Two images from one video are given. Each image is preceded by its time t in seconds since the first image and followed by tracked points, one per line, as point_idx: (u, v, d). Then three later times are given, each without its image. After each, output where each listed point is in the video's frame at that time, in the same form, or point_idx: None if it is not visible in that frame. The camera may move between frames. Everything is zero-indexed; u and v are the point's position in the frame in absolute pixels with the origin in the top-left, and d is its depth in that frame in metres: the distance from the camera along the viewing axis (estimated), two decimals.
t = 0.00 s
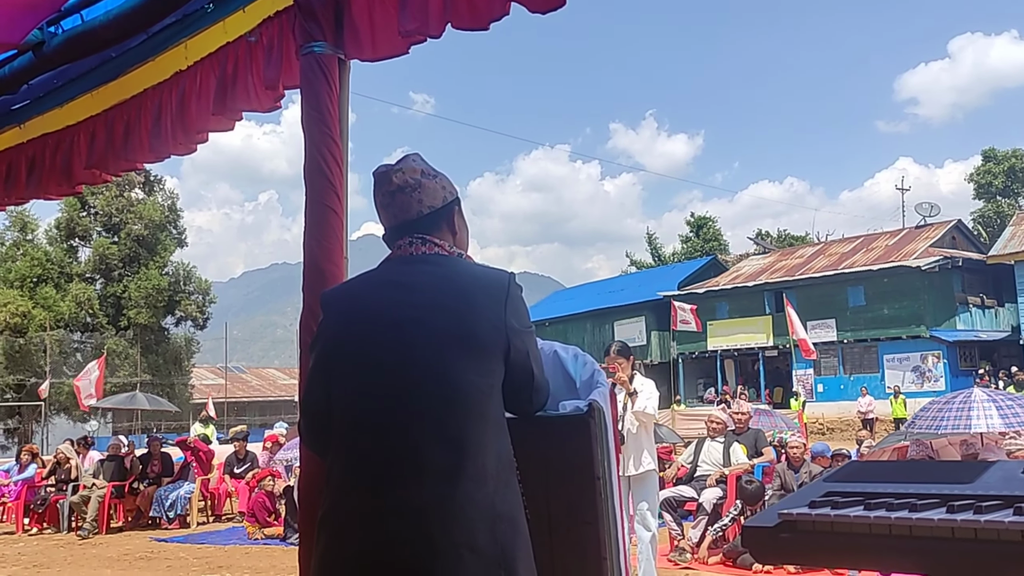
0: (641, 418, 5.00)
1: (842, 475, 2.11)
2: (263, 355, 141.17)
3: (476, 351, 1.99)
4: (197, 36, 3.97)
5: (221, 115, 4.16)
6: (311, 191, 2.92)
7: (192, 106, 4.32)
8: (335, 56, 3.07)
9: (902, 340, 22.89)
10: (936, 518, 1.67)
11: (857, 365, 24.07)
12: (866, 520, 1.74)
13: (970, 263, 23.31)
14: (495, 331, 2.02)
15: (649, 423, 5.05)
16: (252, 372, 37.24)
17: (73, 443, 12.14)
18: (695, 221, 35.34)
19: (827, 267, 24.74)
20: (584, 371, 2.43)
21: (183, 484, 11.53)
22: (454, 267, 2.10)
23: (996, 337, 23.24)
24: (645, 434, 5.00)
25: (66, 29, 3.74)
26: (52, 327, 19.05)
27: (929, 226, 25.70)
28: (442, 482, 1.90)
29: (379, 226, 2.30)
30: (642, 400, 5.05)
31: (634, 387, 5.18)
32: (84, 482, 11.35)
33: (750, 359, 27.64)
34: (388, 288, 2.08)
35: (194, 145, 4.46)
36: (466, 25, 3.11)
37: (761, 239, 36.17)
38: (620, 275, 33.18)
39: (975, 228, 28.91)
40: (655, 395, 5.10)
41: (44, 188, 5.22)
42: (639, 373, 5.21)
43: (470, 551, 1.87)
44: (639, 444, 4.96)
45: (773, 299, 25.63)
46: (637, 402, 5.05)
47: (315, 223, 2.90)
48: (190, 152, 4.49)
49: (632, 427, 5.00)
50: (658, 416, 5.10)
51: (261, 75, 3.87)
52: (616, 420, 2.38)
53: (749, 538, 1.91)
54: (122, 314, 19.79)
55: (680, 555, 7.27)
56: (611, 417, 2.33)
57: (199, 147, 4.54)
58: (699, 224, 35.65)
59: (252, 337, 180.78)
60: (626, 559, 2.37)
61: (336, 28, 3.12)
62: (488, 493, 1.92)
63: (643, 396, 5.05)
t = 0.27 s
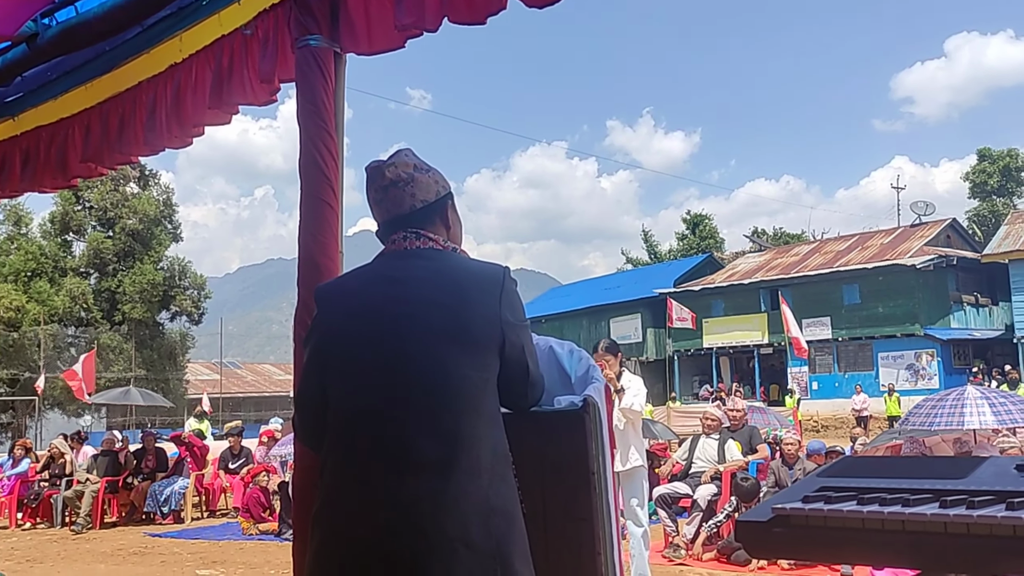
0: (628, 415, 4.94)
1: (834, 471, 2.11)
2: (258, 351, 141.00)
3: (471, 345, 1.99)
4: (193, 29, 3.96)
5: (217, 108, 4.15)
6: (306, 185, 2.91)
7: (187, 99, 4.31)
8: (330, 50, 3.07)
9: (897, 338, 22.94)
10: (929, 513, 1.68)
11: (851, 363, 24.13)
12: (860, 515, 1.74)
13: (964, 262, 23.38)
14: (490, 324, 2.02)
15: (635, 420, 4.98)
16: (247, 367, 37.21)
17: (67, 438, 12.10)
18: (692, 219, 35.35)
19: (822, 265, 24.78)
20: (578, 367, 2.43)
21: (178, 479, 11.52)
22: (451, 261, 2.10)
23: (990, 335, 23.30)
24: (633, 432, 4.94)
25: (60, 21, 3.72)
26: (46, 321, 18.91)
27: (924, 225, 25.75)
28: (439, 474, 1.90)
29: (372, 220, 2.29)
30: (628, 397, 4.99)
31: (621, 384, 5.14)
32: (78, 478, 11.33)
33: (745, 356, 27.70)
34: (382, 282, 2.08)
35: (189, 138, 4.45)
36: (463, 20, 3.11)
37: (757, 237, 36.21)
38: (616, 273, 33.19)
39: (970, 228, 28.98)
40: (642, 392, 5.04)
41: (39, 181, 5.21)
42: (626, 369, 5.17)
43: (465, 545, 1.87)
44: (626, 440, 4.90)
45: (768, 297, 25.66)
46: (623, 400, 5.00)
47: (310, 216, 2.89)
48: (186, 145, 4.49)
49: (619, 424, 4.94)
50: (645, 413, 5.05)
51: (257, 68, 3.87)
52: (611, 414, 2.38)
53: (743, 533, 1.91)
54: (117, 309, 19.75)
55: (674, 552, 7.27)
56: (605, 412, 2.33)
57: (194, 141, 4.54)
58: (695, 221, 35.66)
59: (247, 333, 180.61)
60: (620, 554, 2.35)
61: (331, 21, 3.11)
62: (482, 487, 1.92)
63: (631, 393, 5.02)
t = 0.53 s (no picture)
0: (613, 411, 4.98)
1: (823, 466, 2.13)
2: (247, 345, 140.62)
3: (462, 339, 1.99)
4: (183, 21, 3.94)
5: (208, 100, 4.14)
6: (296, 178, 2.90)
7: (178, 91, 4.29)
8: (323, 43, 3.05)
9: (885, 335, 23.07)
10: (916, 509, 1.69)
11: (840, 360, 24.25)
12: (847, 510, 1.75)
13: (953, 260, 23.50)
14: (481, 319, 2.02)
15: (621, 416, 5.02)
16: (236, 361, 37.14)
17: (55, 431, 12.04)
18: (683, 216, 35.41)
19: (812, 263, 24.87)
20: (569, 362, 2.43)
21: (166, 473, 11.49)
22: (442, 255, 2.10)
23: (978, 333, 23.44)
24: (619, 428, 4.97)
25: (49, 12, 3.69)
26: (33, 314, 18.81)
27: (913, 223, 25.87)
28: (429, 469, 1.90)
29: (362, 211, 2.28)
30: (613, 392, 5.05)
31: (607, 380, 5.18)
32: (65, 471, 11.31)
33: (735, 352, 27.81)
34: (374, 276, 2.07)
35: (180, 131, 4.44)
36: (457, 13, 3.09)
37: (747, 234, 36.30)
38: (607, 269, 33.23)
39: (958, 226, 29.14)
40: (627, 388, 5.10)
41: (27, 172, 5.18)
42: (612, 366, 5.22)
43: (454, 539, 1.88)
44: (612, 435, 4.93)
45: (758, 294, 25.74)
46: (609, 395, 5.06)
47: (301, 210, 2.88)
48: (176, 137, 4.47)
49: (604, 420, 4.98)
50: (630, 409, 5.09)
51: (248, 61, 3.85)
52: (600, 409, 2.38)
53: (731, 529, 1.92)
54: (105, 302, 19.64)
55: (663, 547, 7.29)
56: (595, 407, 2.33)
57: (185, 132, 4.52)
58: (686, 218, 35.72)
59: (236, 326, 180.07)
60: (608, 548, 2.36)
61: (324, 14, 3.09)
62: (472, 481, 1.92)
63: (616, 389, 5.08)
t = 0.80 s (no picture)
0: (598, 406, 5.00)
1: (809, 461, 2.14)
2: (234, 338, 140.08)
3: (452, 335, 1.98)
4: (171, 10, 3.90)
5: (195, 91, 4.11)
6: (285, 170, 2.89)
7: (165, 81, 4.25)
8: (312, 34, 3.03)
9: (871, 334, 23.20)
10: (899, 504, 1.70)
11: (826, 358, 24.38)
12: (832, 505, 1.76)
13: (939, 260, 23.65)
14: (471, 315, 2.02)
15: (606, 411, 5.03)
16: (223, 355, 36.98)
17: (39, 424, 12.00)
18: (671, 213, 35.48)
19: (799, 261, 24.97)
20: (557, 356, 2.43)
21: (150, 467, 11.45)
22: (436, 249, 2.10)
23: (962, 333, 23.60)
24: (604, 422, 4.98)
25: None
26: (17, 305, 18.69)
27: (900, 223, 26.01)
28: (414, 464, 1.90)
29: (369, 190, 2.25)
30: (598, 388, 5.06)
31: (592, 375, 5.19)
32: (49, 464, 11.32)
33: (722, 350, 27.90)
34: (365, 268, 2.06)
35: (167, 121, 4.41)
36: (447, 6, 3.08)
37: (735, 232, 36.41)
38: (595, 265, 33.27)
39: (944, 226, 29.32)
40: (612, 383, 5.11)
41: (11, 161, 5.14)
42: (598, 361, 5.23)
43: (439, 535, 1.87)
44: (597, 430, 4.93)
45: (746, 291, 25.83)
46: (594, 390, 5.08)
47: (289, 202, 2.87)
48: (163, 127, 4.44)
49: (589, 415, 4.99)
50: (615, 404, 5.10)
51: (236, 51, 3.82)
52: (588, 405, 2.38)
53: (716, 523, 1.92)
54: (90, 294, 19.49)
55: (649, 543, 7.31)
56: (583, 403, 2.34)
57: (171, 122, 4.49)
58: (675, 216, 35.79)
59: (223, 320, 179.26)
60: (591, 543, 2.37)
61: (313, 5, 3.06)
62: (457, 477, 1.92)
63: (601, 384, 5.09)
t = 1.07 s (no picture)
0: (582, 399, 5.00)
1: (791, 454, 2.15)
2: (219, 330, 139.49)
3: (439, 327, 1.98)
4: None
5: (179, 80, 4.07)
6: (270, 161, 2.87)
7: (149, 70, 4.21)
8: (297, 25, 3.00)
9: (855, 329, 23.36)
10: (878, 497, 1.71)
11: (810, 353, 24.54)
12: (812, 497, 1.77)
13: (923, 256, 23.81)
14: (459, 308, 2.02)
15: (589, 405, 5.03)
16: (207, 346, 36.81)
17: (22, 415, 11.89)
18: (658, 208, 35.55)
19: (785, 257, 25.08)
20: (542, 349, 2.44)
21: (133, 458, 11.38)
22: (426, 242, 2.09)
23: (945, 328, 23.80)
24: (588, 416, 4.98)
25: None
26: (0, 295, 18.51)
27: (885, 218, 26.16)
28: (400, 454, 1.90)
29: (369, 180, 2.21)
30: (582, 381, 5.05)
31: (576, 369, 5.19)
32: (31, 455, 11.19)
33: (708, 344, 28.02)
34: (354, 258, 2.06)
35: (151, 111, 4.37)
36: None
37: (722, 226, 36.53)
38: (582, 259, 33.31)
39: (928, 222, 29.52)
40: (595, 377, 5.11)
41: None
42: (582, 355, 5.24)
43: (422, 526, 1.87)
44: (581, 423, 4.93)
45: (731, 286, 25.92)
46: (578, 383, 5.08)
47: (273, 194, 2.85)
48: (148, 117, 4.40)
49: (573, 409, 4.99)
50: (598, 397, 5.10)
51: (221, 41, 3.79)
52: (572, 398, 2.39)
53: (698, 515, 1.93)
54: (74, 285, 19.31)
55: (633, 535, 7.36)
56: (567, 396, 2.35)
57: (156, 112, 4.44)
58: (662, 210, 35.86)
59: (208, 311, 178.37)
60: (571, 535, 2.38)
61: None
62: (441, 468, 1.92)
63: (585, 377, 5.09)
